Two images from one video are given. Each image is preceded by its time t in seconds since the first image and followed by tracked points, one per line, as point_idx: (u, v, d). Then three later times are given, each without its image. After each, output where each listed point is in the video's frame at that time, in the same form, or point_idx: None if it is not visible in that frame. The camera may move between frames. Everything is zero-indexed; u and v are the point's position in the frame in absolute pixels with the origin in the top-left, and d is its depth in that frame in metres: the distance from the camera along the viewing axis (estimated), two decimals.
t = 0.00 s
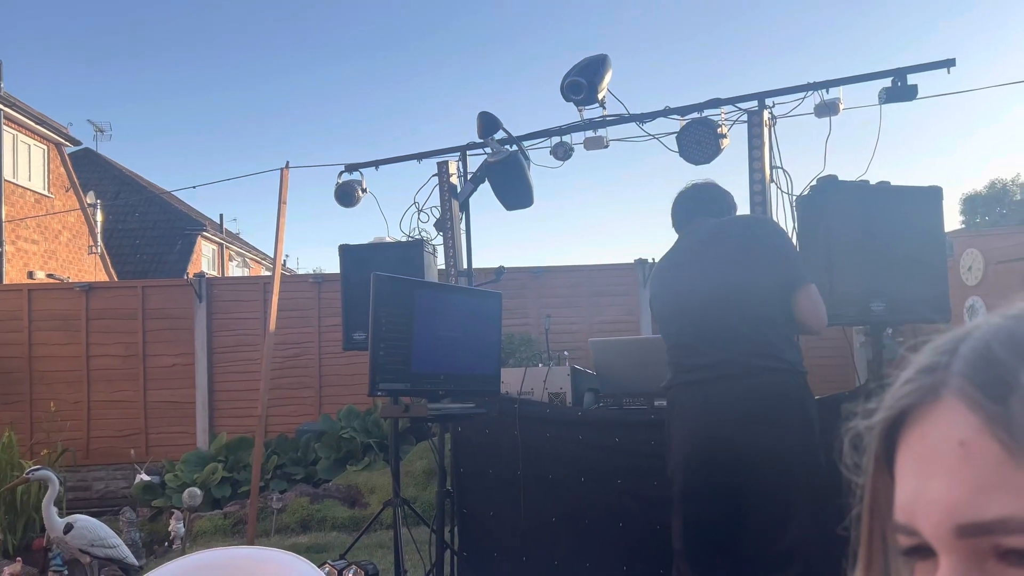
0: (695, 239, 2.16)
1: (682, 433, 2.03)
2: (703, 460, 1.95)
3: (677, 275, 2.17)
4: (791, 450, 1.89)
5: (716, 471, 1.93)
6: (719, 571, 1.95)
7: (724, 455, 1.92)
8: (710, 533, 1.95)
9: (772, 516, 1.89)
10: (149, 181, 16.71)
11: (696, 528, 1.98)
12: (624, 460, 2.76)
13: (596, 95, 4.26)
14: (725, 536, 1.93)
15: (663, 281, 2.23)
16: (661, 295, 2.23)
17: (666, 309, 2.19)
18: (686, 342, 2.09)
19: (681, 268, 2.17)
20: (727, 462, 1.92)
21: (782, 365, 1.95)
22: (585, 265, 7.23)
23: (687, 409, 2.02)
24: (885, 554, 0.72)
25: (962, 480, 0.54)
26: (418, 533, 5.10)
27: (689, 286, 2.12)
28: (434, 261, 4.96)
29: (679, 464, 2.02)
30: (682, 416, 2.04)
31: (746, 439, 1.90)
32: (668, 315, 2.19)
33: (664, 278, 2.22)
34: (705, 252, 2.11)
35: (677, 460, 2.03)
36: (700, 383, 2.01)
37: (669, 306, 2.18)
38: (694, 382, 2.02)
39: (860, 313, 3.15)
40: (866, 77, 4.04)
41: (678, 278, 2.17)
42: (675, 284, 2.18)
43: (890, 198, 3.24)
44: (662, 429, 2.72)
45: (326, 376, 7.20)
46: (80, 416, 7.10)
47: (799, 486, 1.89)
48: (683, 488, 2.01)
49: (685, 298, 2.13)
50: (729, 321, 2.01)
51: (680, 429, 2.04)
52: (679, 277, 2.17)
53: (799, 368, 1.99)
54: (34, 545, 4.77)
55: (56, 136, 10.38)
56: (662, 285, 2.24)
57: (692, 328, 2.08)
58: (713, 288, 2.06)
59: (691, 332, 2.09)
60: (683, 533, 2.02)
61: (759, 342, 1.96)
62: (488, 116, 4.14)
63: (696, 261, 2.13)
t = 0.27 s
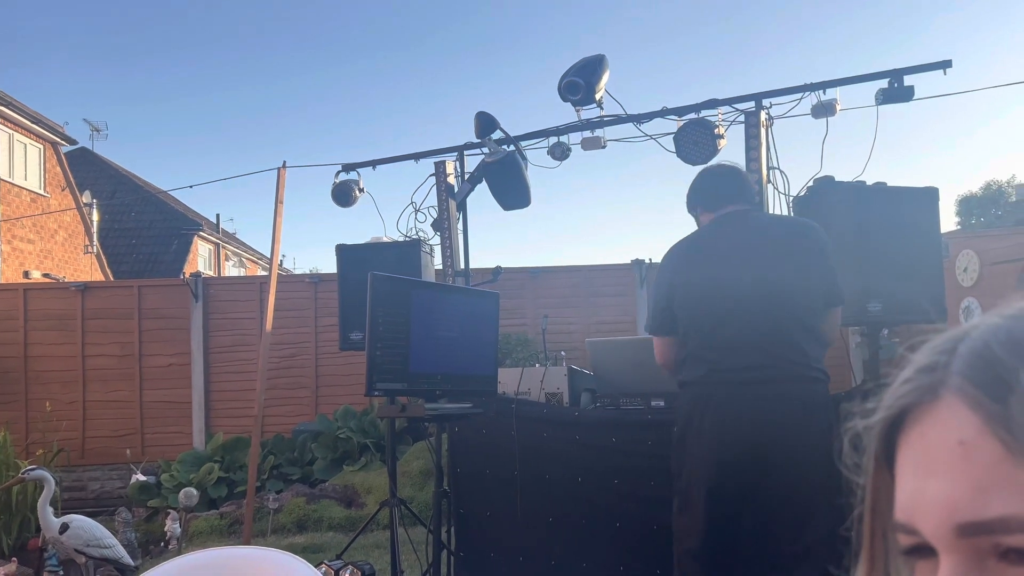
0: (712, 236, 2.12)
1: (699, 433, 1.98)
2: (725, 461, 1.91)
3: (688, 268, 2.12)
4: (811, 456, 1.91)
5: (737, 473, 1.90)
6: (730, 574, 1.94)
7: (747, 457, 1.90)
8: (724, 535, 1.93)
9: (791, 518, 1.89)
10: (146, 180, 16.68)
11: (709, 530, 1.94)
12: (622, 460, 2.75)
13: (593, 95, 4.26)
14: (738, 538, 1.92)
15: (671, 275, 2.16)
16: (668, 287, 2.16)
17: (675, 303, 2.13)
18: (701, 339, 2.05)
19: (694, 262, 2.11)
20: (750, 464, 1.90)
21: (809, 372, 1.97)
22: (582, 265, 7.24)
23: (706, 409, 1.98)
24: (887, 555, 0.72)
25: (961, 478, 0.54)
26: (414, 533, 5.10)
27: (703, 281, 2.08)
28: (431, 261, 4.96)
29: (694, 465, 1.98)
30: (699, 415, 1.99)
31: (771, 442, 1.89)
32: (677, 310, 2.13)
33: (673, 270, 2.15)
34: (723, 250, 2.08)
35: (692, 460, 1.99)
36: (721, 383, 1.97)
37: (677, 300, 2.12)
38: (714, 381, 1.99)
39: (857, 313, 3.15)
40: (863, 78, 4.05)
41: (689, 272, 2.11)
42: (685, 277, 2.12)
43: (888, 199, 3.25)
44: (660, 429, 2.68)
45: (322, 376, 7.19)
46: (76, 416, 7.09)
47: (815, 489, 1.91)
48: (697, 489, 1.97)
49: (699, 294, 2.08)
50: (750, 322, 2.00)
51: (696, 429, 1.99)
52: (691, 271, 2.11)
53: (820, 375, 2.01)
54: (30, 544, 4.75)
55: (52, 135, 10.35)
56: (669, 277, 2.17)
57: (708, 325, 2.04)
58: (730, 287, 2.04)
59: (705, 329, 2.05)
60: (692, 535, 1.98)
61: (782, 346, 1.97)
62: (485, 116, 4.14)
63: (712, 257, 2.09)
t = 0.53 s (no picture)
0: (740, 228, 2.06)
1: (732, 437, 1.92)
2: (755, 467, 1.88)
3: (719, 263, 2.02)
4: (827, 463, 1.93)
5: (773, 479, 1.89)
6: None
7: (784, 464, 1.89)
8: (751, 541, 1.90)
9: (816, 526, 1.92)
10: (143, 182, 16.66)
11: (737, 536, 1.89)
12: (621, 462, 2.75)
13: (590, 96, 4.26)
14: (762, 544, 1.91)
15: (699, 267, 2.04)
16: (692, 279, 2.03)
17: (699, 296, 2.01)
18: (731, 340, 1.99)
19: (725, 256, 2.02)
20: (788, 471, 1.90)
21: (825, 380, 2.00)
22: (580, 266, 7.24)
23: (741, 413, 1.92)
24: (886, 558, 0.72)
25: (954, 478, 0.54)
26: (412, 534, 5.10)
27: (735, 279, 2.01)
28: (429, 262, 4.95)
29: (726, 470, 1.91)
30: (732, 419, 1.93)
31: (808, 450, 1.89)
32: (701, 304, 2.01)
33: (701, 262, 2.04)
34: (758, 248, 2.03)
35: (723, 465, 1.92)
36: (758, 387, 1.94)
37: (704, 294, 2.01)
38: (751, 385, 1.94)
39: (855, 314, 3.15)
40: (860, 78, 4.05)
41: (719, 267, 2.02)
42: (713, 270, 2.02)
43: (886, 199, 3.25)
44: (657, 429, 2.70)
45: (321, 377, 7.19)
46: (74, 417, 7.07)
47: (834, 496, 1.95)
48: (726, 494, 1.91)
49: (729, 294, 2.02)
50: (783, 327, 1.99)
51: (728, 433, 1.93)
52: (721, 265, 2.02)
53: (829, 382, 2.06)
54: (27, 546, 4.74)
55: (49, 137, 10.34)
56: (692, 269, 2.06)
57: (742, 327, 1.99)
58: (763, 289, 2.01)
59: (735, 330, 2.00)
60: (713, 540, 1.93)
61: (813, 355, 2.00)
62: (482, 117, 4.14)
63: (746, 253, 2.02)
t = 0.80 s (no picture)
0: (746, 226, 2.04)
1: (749, 443, 1.89)
2: (768, 472, 1.87)
3: (736, 260, 1.98)
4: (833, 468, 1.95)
5: (784, 485, 1.88)
6: None
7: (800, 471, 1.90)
8: (765, 548, 1.89)
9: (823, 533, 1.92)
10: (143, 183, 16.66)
11: (749, 544, 1.88)
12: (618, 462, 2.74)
13: (589, 96, 4.25)
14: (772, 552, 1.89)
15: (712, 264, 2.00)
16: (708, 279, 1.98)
17: (718, 295, 1.96)
18: (748, 344, 1.96)
19: (740, 254, 1.98)
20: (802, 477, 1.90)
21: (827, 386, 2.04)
22: (579, 266, 7.24)
23: (759, 420, 1.91)
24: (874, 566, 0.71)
25: (938, 487, 0.54)
26: (411, 535, 5.10)
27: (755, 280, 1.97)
28: (428, 263, 4.95)
29: (744, 476, 1.88)
30: (749, 425, 1.91)
31: (824, 458, 1.90)
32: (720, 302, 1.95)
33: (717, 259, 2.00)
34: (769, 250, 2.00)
35: (740, 472, 1.88)
36: (775, 393, 1.93)
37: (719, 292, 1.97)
38: (769, 391, 1.93)
39: (853, 314, 3.14)
40: (858, 79, 4.05)
41: (734, 265, 1.98)
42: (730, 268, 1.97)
43: (884, 200, 3.25)
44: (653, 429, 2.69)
45: (319, 378, 7.18)
46: (73, 418, 7.06)
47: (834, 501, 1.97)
48: (742, 502, 1.88)
49: (746, 292, 1.97)
50: (796, 333, 2.00)
51: (746, 439, 1.90)
52: (739, 263, 1.97)
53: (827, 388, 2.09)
54: (26, 547, 4.73)
55: (48, 138, 10.34)
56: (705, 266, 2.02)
57: (757, 331, 1.97)
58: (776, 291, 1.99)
59: (750, 333, 1.98)
60: (724, 548, 1.90)
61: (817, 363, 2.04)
62: (481, 117, 4.13)
63: (762, 253, 1.99)
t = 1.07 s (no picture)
0: (733, 228, 2.02)
1: (749, 449, 1.88)
2: (769, 474, 1.87)
3: (726, 263, 1.95)
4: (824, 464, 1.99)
5: (783, 485, 1.89)
6: None
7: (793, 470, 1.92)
8: (767, 551, 1.89)
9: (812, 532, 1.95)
10: (145, 183, 16.68)
11: (752, 549, 1.88)
12: (618, 463, 2.74)
13: (589, 97, 4.25)
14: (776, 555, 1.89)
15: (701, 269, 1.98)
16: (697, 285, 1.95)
17: (715, 298, 1.93)
18: (741, 348, 1.94)
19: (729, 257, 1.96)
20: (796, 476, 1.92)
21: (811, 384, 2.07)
22: (580, 267, 7.24)
23: (756, 424, 1.89)
24: None
25: (920, 503, 0.52)
26: (411, 536, 5.10)
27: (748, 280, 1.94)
28: (428, 264, 4.95)
29: (745, 484, 1.87)
30: (747, 431, 1.89)
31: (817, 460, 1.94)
32: (712, 307, 1.93)
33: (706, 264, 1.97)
34: (758, 249, 1.99)
35: (741, 479, 1.87)
36: (768, 396, 1.93)
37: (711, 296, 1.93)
38: (763, 394, 1.92)
39: (854, 316, 3.13)
40: (859, 80, 4.05)
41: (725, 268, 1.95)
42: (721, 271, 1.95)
43: (883, 202, 3.25)
44: (653, 431, 2.70)
45: (320, 379, 7.18)
46: (74, 418, 7.07)
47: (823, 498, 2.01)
48: (743, 509, 1.87)
49: (740, 294, 1.94)
50: (784, 332, 2.00)
51: (744, 445, 1.88)
52: (732, 265, 1.95)
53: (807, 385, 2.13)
54: (26, 548, 4.74)
55: (50, 138, 10.35)
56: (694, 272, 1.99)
57: (750, 334, 1.95)
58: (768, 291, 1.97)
59: (748, 333, 1.95)
60: (727, 556, 1.89)
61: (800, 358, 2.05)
62: (481, 118, 4.13)
63: (751, 254, 1.97)
